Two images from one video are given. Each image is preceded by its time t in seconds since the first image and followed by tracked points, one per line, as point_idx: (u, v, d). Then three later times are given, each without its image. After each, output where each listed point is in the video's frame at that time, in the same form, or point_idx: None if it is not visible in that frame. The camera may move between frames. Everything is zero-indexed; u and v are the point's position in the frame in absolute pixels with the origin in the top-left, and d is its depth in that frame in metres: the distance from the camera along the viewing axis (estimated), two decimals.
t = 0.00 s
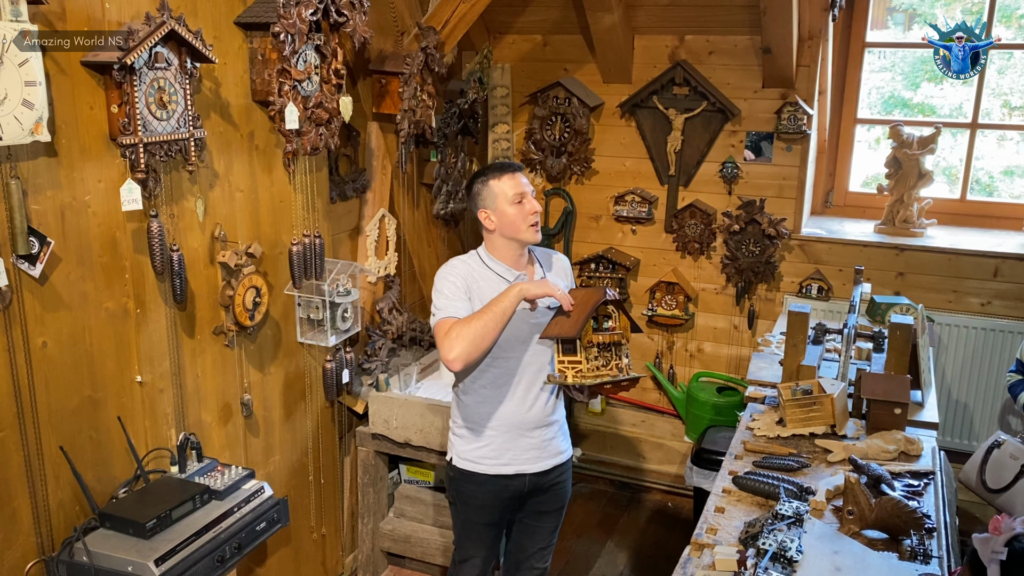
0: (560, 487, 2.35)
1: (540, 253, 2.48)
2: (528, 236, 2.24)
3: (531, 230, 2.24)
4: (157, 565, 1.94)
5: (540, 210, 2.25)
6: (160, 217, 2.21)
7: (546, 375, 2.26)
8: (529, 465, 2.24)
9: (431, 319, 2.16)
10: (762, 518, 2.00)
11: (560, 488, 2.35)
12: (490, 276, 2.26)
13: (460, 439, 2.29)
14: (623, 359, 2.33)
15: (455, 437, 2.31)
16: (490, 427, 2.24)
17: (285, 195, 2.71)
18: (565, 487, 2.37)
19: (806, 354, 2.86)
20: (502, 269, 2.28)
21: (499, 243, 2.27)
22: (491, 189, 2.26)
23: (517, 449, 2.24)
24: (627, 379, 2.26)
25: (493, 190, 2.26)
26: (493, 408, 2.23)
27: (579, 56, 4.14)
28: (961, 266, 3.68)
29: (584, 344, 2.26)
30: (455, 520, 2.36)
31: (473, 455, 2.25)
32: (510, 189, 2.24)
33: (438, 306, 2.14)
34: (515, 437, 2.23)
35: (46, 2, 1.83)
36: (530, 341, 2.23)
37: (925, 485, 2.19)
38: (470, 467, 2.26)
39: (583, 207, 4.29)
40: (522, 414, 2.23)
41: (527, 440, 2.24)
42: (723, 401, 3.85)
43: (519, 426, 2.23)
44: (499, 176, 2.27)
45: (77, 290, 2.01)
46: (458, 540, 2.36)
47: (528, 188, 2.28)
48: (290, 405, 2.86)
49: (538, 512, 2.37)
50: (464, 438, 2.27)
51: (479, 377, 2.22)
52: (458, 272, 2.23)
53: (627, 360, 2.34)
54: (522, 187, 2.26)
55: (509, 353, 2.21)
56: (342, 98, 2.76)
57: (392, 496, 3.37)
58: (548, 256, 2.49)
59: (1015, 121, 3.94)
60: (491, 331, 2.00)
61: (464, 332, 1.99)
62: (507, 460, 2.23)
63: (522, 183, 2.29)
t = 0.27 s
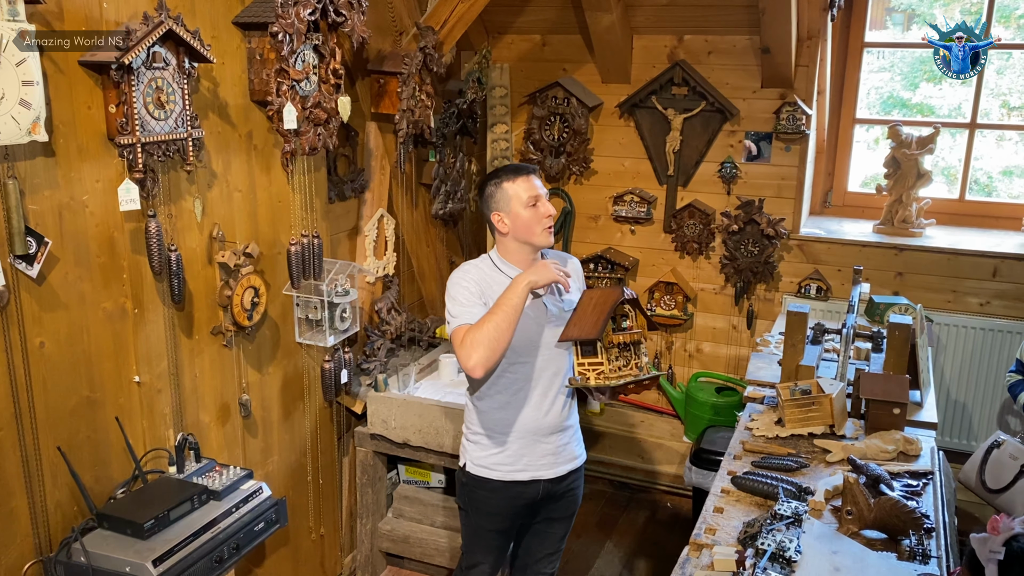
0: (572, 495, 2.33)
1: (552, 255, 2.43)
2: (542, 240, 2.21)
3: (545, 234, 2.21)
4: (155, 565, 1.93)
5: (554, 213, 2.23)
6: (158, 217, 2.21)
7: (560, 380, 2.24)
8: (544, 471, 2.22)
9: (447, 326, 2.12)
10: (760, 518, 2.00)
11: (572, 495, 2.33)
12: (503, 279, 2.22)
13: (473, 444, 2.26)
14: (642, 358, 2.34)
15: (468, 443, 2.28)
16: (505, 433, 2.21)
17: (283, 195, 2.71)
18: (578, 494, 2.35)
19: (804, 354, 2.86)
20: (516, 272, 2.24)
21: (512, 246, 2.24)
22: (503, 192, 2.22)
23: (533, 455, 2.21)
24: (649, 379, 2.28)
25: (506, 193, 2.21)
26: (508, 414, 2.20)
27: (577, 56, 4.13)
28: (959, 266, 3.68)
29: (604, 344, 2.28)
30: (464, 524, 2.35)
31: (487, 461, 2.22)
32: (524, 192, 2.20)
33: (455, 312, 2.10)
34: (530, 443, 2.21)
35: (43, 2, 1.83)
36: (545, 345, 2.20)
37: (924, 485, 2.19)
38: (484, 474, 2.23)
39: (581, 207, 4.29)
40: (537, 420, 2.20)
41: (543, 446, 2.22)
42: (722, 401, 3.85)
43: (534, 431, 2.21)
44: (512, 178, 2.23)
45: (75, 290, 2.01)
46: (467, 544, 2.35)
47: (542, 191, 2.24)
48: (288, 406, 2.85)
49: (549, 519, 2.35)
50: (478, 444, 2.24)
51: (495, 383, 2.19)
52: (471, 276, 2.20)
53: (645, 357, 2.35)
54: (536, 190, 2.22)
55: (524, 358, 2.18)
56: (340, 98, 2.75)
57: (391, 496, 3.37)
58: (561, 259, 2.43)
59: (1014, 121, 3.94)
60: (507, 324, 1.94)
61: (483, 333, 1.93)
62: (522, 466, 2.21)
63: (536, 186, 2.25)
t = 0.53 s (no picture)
0: (579, 501, 2.33)
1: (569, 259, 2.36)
2: (556, 251, 2.15)
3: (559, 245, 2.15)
4: (155, 565, 1.93)
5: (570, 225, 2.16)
6: (158, 216, 2.21)
7: (569, 385, 2.23)
8: (552, 477, 2.21)
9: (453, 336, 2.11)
10: (760, 518, 2.00)
11: (579, 501, 2.33)
12: (515, 285, 2.18)
13: (481, 448, 2.26)
14: (655, 364, 2.41)
15: (476, 447, 2.27)
16: (514, 438, 2.20)
17: (283, 196, 2.71)
18: (584, 500, 2.34)
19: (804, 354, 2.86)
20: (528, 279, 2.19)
21: (525, 251, 2.19)
22: (523, 196, 2.14)
23: (541, 460, 2.20)
24: (663, 385, 2.33)
25: (526, 198, 2.14)
26: (517, 420, 2.19)
27: (576, 56, 4.13)
28: (959, 266, 3.68)
29: (619, 351, 2.34)
30: (469, 527, 2.34)
31: (494, 465, 2.21)
32: (544, 199, 2.13)
33: (461, 323, 2.09)
34: (539, 448, 2.20)
35: (42, 2, 1.82)
36: (556, 352, 2.18)
37: (924, 485, 2.19)
38: (491, 479, 2.22)
39: (581, 207, 4.28)
40: (545, 426, 2.20)
41: (551, 451, 2.21)
42: (722, 401, 3.84)
43: (543, 436, 2.20)
44: (533, 182, 2.15)
45: (74, 290, 2.01)
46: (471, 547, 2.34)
47: (563, 200, 2.16)
48: (288, 406, 2.85)
49: (554, 523, 2.35)
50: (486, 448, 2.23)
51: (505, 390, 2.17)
52: (481, 281, 2.16)
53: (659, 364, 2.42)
54: (557, 198, 2.14)
55: (534, 365, 2.16)
56: (340, 98, 2.75)
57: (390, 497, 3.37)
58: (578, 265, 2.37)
59: (1013, 121, 3.94)
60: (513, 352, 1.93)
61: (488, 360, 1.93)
62: (530, 471, 2.20)
63: (557, 192, 2.17)
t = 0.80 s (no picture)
0: (578, 504, 2.34)
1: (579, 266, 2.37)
2: (565, 257, 2.16)
3: (570, 250, 2.16)
4: (152, 566, 1.93)
5: (582, 232, 2.17)
6: (155, 217, 2.21)
7: (571, 390, 2.24)
8: (549, 481, 2.23)
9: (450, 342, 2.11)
10: (758, 518, 2.00)
11: (578, 505, 2.34)
12: (521, 288, 2.16)
13: (479, 448, 2.27)
14: (662, 374, 2.38)
15: (475, 448, 2.28)
16: (512, 442, 2.21)
17: (281, 196, 2.71)
18: (583, 504, 2.36)
19: (802, 354, 2.86)
20: (535, 282, 2.17)
21: (535, 254, 2.17)
22: (537, 200, 2.16)
23: (539, 464, 2.21)
24: (667, 397, 2.34)
25: (540, 201, 2.16)
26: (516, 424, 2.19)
27: (574, 57, 4.14)
28: (957, 266, 3.68)
29: (624, 361, 2.34)
30: (467, 530, 2.35)
31: (492, 467, 2.23)
32: (557, 204, 2.14)
33: (458, 328, 2.09)
34: (537, 452, 2.21)
35: (39, 2, 1.82)
36: (557, 357, 2.18)
37: (922, 485, 2.19)
38: (489, 480, 2.24)
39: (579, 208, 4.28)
40: (544, 430, 2.20)
41: (548, 455, 2.22)
42: (720, 401, 3.84)
43: (541, 441, 2.20)
44: (549, 187, 2.16)
45: (72, 291, 2.01)
46: (469, 550, 2.35)
47: (577, 207, 2.18)
48: (286, 407, 2.85)
49: (552, 527, 2.37)
50: (485, 450, 2.24)
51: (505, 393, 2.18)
52: (486, 283, 2.15)
53: (667, 374, 2.39)
54: (571, 204, 2.16)
55: (535, 370, 2.18)
56: (337, 99, 2.74)
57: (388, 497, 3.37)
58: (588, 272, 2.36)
59: (1012, 121, 3.95)
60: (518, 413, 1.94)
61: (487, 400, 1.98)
62: (527, 475, 2.21)
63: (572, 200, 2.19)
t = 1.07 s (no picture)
0: (568, 505, 2.35)
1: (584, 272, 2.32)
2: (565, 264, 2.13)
3: (571, 258, 2.13)
4: (149, 566, 1.93)
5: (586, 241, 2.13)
6: (152, 218, 2.21)
7: (564, 395, 2.24)
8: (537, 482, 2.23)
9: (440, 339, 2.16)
10: (755, 518, 2.00)
11: (567, 508, 2.34)
12: (518, 292, 2.15)
13: (469, 447, 2.27)
14: (663, 382, 2.30)
15: (464, 446, 2.29)
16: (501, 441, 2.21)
17: (278, 197, 2.71)
18: (572, 506, 2.36)
19: (799, 355, 2.86)
20: (533, 286, 2.15)
21: (535, 258, 2.16)
22: (541, 204, 2.13)
23: (527, 465, 2.22)
24: (668, 405, 2.25)
25: (545, 206, 2.13)
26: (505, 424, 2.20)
27: (573, 57, 4.14)
28: (954, 266, 3.69)
29: (623, 368, 2.24)
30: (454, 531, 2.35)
31: (480, 467, 2.23)
32: (560, 210, 2.11)
33: (449, 326, 2.13)
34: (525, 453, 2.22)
35: (36, 3, 1.82)
36: (550, 362, 2.17)
37: (918, 486, 2.19)
38: (476, 480, 2.24)
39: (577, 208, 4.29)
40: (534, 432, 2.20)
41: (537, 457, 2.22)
42: (718, 402, 3.85)
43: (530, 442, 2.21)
44: (555, 193, 2.13)
45: (69, 292, 2.01)
46: (455, 553, 2.34)
47: (583, 214, 2.14)
48: (284, 407, 2.85)
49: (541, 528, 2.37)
50: (474, 448, 2.25)
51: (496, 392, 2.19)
52: (483, 283, 2.16)
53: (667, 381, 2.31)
54: (576, 212, 2.12)
55: (527, 374, 2.17)
56: (335, 99, 2.75)
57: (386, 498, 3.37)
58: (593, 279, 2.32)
59: (1010, 122, 3.95)
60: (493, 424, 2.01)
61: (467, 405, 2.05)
62: (514, 476, 2.22)
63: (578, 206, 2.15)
